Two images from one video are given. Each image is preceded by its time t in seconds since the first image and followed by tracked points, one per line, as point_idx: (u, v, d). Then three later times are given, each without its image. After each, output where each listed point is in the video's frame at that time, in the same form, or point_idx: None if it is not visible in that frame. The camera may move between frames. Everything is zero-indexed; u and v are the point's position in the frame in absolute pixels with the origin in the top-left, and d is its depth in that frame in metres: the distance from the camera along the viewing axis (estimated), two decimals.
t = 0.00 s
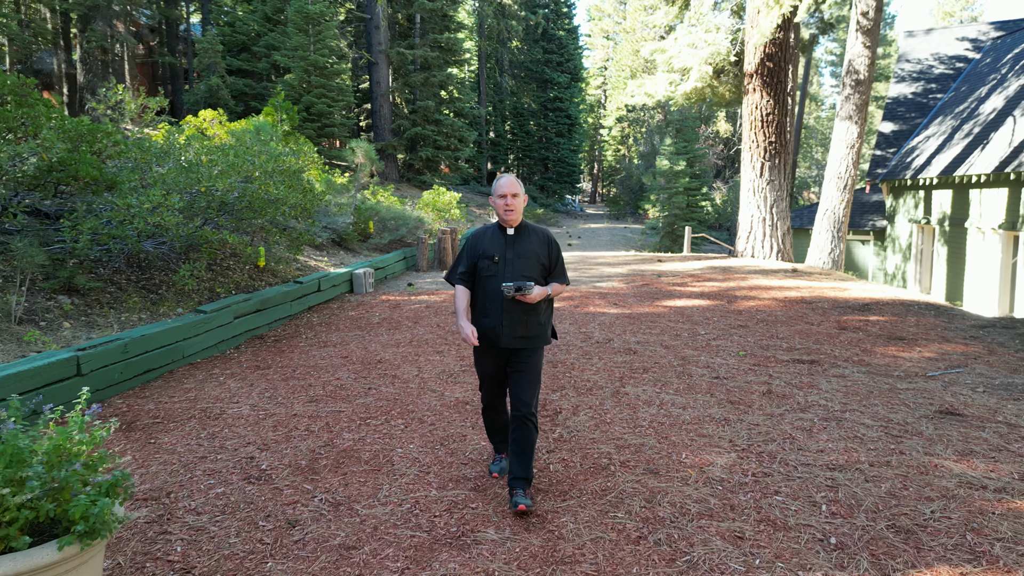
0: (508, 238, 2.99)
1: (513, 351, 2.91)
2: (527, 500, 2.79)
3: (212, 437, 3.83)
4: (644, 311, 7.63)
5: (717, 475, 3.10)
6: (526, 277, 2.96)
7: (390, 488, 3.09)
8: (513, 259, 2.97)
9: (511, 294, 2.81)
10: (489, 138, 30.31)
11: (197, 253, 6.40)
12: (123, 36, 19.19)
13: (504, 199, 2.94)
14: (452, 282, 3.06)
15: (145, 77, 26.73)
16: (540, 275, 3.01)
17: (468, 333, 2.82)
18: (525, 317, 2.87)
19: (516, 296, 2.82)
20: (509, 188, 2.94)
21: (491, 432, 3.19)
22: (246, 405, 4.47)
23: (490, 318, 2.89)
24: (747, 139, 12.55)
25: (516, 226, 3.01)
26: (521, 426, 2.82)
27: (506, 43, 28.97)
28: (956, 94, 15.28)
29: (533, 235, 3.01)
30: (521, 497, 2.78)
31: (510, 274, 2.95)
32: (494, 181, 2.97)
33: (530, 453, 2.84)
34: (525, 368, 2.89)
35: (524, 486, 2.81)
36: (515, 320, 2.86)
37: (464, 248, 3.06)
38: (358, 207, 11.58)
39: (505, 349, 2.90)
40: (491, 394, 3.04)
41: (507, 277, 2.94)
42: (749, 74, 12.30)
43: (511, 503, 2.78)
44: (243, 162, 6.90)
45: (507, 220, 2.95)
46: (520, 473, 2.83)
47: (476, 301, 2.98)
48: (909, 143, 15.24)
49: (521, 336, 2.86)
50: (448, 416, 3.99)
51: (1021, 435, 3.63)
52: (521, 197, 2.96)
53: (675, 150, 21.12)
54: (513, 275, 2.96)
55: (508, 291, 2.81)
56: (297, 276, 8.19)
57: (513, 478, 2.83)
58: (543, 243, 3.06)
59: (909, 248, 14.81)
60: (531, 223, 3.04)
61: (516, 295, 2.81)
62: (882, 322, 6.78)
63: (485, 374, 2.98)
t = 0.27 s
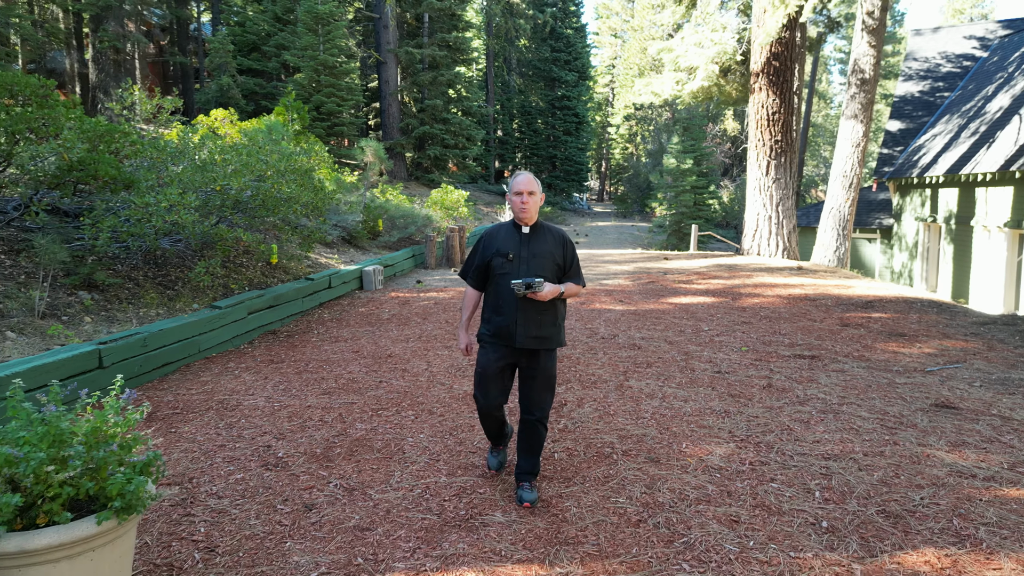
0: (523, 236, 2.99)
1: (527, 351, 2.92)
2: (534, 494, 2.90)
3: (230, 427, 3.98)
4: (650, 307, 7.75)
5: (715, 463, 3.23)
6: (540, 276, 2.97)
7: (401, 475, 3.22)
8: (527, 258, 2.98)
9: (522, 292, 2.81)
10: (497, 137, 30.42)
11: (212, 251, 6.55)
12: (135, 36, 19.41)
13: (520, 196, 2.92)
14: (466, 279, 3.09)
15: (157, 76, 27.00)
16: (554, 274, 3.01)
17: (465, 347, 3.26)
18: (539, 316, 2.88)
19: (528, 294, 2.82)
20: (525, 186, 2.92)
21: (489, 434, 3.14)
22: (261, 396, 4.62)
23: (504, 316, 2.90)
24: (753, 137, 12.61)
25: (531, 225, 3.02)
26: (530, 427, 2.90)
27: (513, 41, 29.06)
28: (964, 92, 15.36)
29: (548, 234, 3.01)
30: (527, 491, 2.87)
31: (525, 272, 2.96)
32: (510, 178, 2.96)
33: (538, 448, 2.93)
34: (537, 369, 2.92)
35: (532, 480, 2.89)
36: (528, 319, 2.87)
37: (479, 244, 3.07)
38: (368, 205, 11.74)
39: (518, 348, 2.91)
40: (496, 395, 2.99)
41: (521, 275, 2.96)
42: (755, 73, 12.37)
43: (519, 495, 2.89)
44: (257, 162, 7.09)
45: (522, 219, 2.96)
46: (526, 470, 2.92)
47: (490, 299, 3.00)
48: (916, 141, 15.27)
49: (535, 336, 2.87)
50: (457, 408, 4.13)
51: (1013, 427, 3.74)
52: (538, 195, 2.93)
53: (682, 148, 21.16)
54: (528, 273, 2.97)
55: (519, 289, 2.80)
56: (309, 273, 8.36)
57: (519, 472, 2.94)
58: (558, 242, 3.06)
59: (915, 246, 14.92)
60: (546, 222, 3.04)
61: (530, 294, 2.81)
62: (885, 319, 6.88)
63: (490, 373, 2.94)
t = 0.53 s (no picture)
0: (531, 232, 2.95)
1: (535, 348, 2.86)
2: (538, 476, 3.03)
3: (248, 413, 4.12)
4: (655, 301, 7.86)
5: (715, 449, 3.35)
6: (547, 274, 2.93)
7: (413, 459, 3.35)
8: (535, 254, 2.93)
9: (529, 289, 2.76)
10: (504, 132, 30.49)
11: (227, 244, 6.71)
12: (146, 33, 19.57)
13: (527, 192, 2.87)
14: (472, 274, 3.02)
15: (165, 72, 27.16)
16: (561, 271, 2.99)
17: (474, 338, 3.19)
18: (547, 313, 2.83)
19: (535, 292, 2.77)
20: (533, 181, 2.87)
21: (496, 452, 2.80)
22: (276, 385, 4.76)
23: (511, 313, 2.83)
24: (759, 133, 12.66)
25: (539, 221, 2.97)
26: (535, 420, 2.97)
27: (521, 36, 29.10)
28: (971, 87, 15.50)
29: (556, 231, 2.99)
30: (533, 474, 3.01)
31: (532, 270, 2.92)
32: (518, 173, 2.91)
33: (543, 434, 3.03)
34: (544, 366, 2.90)
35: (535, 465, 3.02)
36: (536, 316, 2.81)
37: (486, 239, 3.01)
38: (377, 200, 11.89)
39: (526, 345, 2.84)
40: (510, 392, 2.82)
41: (529, 271, 2.91)
42: (761, 68, 12.41)
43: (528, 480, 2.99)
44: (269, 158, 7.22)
45: (530, 214, 2.92)
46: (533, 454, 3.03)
47: (497, 295, 2.93)
48: (923, 136, 15.30)
49: (543, 333, 2.82)
50: (465, 396, 4.27)
51: (1005, 417, 3.86)
52: (546, 191, 2.89)
53: (689, 143, 21.19)
54: (535, 269, 2.93)
55: (526, 287, 2.76)
56: (319, 267, 8.52)
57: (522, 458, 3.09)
58: (565, 239, 3.05)
59: (922, 241, 15.04)
60: (554, 219, 3.01)
61: (537, 291, 2.77)
62: (887, 313, 6.99)
63: (502, 367, 2.81)
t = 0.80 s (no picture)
0: (528, 239, 2.90)
1: (538, 357, 2.85)
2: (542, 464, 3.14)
3: (260, 404, 4.25)
4: (656, 298, 8.00)
5: (711, 437, 3.48)
6: (548, 281, 2.89)
7: (421, 448, 3.48)
8: (534, 262, 2.89)
9: (531, 298, 2.73)
10: (507, 130, 30.59)
11: (238, 241, 6.89)
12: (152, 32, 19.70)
13: (523, 200, 2.85)
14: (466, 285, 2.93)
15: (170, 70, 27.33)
16: (560, 278, 2.96)
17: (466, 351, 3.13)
18: (549, 321, 2.82)
19: (537, 300, 2.75)
20: (529, 188, 2.85)
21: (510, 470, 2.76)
22: (286, 377, 4.91)
23: (513, 323, 2.80)
24: (760, 131, 12.75)
25: (535, 228, 2.93)
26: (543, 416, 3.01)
27: (524, 35, 29.21)
28: (972, 86, 15.61)
29: (553, 237, 2.95)
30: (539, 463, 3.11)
31: (532, 278, 2.87)
32: (513, 180, 2.86)
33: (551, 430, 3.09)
34: (549, 374, 2.88)
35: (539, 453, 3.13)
36: (539, 324, 2.80)
37: (482, 248, 2.94)
38: (381, 198, 12.04)
39: (530, 355, 2.82)
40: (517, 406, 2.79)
41: (528, 280, 2.87)
42: (763, 67, 12.50)
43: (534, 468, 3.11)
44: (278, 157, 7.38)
45: (526, 221, 2.86)
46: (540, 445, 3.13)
47: (496, 305, 2.88)
48: (924, 135, 15.40)
49: (546, 341, 2.81)
50: (470, 389, 4.40)
51: (993, 409, 3.98)
52: (541, 198, 2.87)
53: (691, 141, 21.30)
54: (534, 278, 2.89)
55: (528, 295, 2.73)
56: (325, 264, 8.66)
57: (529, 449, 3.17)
58: (562, 244, 3.00)
59: (922, 239, 15.16)
60: (550, 224, 2.97)
61: (540, 299, 2.74)
62: (884, 309, 7.12)
63: (507, 382, 2.78)
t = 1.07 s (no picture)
0: (525, 233, 2.89)
1: (537, 351, 2.85)
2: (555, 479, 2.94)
3: (268, 393, 4.39)
4: (652, 293, 8.15)
5: (704, 424, 3.63)
6: (545, 275, 2.89)
7: (426, 434, 3.63)
8: (531, 256, 2.88)
9: (531, 293, 2.75)
10: (505, 127, 30.71)
11: (243, 237, 7.03)
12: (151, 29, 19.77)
13: (520, 196, 2.81)
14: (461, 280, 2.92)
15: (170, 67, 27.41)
16: (558, 271, 2.95)
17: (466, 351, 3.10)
18: (548, 315, 2.81)
19: (537, 294, 2.76)
20: (525, 184, 2.80)
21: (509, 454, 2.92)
22: (293, 369, 5.05)
23: (511, 317, 2.80)
24: (756, 129, 12.90)
25: (532, 222, 2.92)
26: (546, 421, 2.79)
27: (521, 32, 29.31)
28: (966, 84, 15.81)
29: (550, 231, 2.94)
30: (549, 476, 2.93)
31: (529, 272, 2.86)
32: (509, 175, 2.83)
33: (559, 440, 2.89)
34: (549, 368, 2.84)
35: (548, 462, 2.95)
36: (538, 318, 2.80)
37: (478, 243, 2.93)
38: (381, 195, 12.16)
39: (528, 349, 2.82)
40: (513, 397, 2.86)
41: (526, 274, 2.86)
42: (758, 66, 12.66)
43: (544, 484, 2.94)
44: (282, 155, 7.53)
45: (523, 216, 2.86)
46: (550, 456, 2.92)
47: (494, 300, 2.88)
48: (918, 133, 15.60)
49: (546, 334, 2.80)
50: (472, 379, 4.55)
51: (976, 398, 4.15)
52: (538, 192, 2.83)
53: (688, 139, 21.45)
54: (532, 272, 2.88)
55: (528, 290, 2.74)
56: (327, 260, 8.79)
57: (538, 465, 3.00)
58: (559, 238, 3.00)
59: (916, 235, 15.35)
60: (546, 218, 2.95)
61: (540, 293, 2.76)
62: (875, 304, 7.28)
63: (505, 377, 2.83)
